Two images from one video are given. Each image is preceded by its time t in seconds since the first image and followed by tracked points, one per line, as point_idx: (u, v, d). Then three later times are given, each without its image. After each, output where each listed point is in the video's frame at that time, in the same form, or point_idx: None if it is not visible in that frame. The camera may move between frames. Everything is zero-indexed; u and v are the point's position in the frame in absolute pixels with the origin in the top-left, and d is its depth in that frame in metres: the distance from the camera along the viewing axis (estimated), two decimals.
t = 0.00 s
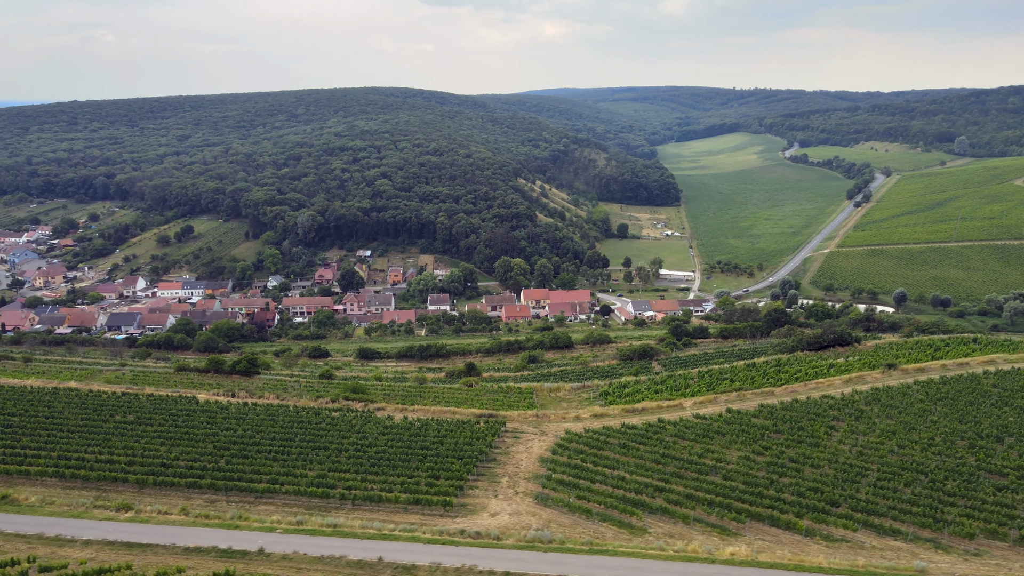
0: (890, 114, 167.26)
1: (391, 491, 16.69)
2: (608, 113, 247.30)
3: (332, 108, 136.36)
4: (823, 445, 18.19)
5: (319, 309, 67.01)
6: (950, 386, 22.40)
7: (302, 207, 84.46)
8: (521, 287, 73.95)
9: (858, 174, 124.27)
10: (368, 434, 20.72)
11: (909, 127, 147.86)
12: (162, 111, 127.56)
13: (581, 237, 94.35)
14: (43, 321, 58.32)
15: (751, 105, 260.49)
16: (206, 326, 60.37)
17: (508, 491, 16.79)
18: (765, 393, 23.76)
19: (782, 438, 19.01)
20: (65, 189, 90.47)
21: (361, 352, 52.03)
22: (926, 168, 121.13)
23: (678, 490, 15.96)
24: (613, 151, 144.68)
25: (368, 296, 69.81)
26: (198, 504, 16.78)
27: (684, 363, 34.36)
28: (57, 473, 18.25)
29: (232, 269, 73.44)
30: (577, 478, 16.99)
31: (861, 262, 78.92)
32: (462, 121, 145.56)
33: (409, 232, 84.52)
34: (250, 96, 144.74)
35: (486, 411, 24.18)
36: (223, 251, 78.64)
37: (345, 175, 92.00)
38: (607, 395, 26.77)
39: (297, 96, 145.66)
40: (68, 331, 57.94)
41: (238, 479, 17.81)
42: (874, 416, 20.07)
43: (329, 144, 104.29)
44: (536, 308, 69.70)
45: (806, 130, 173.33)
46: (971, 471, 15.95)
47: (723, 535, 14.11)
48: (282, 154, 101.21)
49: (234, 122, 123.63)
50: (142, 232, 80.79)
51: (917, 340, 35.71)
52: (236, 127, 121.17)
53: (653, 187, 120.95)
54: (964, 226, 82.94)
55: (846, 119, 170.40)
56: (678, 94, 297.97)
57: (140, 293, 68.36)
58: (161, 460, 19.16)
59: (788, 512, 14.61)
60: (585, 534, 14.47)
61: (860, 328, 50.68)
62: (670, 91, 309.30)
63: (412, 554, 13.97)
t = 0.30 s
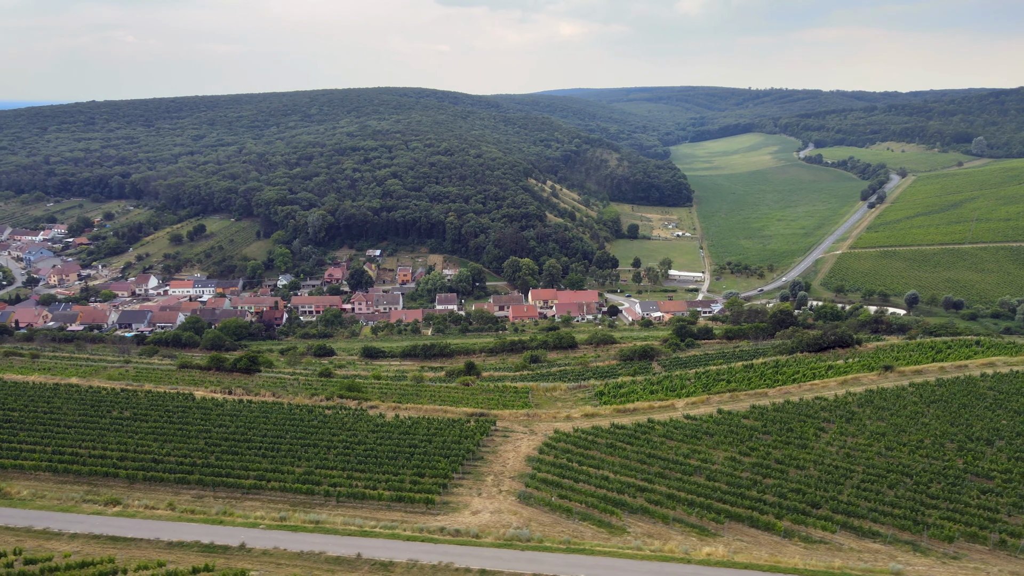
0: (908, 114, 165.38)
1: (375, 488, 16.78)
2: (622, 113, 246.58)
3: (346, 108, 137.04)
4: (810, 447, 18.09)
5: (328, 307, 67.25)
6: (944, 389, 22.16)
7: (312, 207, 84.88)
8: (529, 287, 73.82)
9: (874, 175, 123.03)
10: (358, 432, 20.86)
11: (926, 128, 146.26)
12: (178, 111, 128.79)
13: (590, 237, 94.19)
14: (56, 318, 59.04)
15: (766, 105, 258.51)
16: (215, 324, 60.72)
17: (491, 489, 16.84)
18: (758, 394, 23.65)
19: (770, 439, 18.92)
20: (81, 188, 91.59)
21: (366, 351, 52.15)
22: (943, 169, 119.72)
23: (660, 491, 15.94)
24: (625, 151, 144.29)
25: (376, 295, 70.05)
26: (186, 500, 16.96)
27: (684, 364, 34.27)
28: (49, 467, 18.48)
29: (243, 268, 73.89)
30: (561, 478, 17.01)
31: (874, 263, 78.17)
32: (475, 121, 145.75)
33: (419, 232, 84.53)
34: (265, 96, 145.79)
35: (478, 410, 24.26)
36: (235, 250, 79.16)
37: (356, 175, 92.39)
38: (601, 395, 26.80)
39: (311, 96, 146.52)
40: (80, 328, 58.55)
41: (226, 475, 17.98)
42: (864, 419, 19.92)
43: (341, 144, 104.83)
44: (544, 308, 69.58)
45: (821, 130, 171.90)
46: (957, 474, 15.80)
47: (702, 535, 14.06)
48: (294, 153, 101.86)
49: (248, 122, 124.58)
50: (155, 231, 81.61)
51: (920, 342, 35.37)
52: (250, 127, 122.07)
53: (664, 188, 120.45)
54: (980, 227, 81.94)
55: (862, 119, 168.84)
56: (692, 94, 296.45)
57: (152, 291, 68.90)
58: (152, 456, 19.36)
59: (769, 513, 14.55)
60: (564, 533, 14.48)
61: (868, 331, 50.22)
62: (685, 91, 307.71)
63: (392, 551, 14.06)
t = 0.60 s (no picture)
0: (925, 114, 163.52)
1: (360, 485, 16.90)
2: (636, 113, 245.84)
3: (359, 108, 137.64)
4: (798, 448, 18.01)
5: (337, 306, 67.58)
6: (940, 391, 21.94)
7: (323, 206, 85.32)
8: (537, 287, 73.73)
9: (890, 175, 121.77)
10: (348, 429, 20.99)
11: (943, 128, 144.60)
12: (194, 111, 129.99)
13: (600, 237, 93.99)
14: (69, 315, 59.79)
15: (783, 105, 256.61)
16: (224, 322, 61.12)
17: (475, 487, 16.89)
18: (753, 395, 23.52)
19: (759, 440, 18.84)
20: (97, 187, 92.67)
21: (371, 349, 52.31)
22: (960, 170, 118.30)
23: (642, 491, 15.93)
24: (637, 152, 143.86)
25: (384, 294, 70.32)
26: (174, 495, 17.16)
27: (686, 365, 34.16)
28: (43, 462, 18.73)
29: (254, 267, 74.36)
30: (545, 476, 17.04)
31: (887, 265, 77.40)
32: (488, 121, 145.90)
33: (429, 232, 84.69)
34: (280, 96, 146.79)
35: (472, 408, 24.32)
36: (246, 249, 79.73)
37: (367, 175, 92.77)
38: (597, 395, 26.77)
39: (326, 96, 147.38)
40: (92, 325, 59.23)
41: (215, 470, 18.15)
42: (856, 421, 19.78)
43: (353, 143, 105.36)
44: (552, 308, 69.46)
45: (836, 130, 170.41)
46: (943, 477, 15.68)
47: (681, 535, 14.05)
48: (307, 153, 102.45)
49: (263, 122, 125.43)
50: (168, 229, 82.42)
51: (925, 344, 35.00)
52: (265, 127, 122.92)
53: (677, 188, 119.93)
54: (996, 229, 80.92)
55: (879, 120, 167.24)
56: (708, 95, 294.86)
57: (164, 289, 69.52)
58: (144, 452, 19.59)
59: (749, 514, 14.51)
60: (543, 532, 14.51)
61: (878, 333, 49.72)
62: (701, 91, 306.10)
63: (370, 547, 14.15)
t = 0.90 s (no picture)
0: (944, 115, 161.54)
1: (345, 482, 17.02)
2: (651, 113, 244.86)
3: (373, 108, 138.18)
4: (785, 449, 17.90)
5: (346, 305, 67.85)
6: (936, 393, 21.70)
7: (335, 205, 85.72)
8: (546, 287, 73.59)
9: (906, 176, 120.42)
10: (340, 427, 21.12)
11: (962, 129, 142.83)
12: (210, 111, 131.13)
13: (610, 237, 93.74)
14: (83, 312, 60.49)
15: (800, 105, 254.45)
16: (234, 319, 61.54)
17: (460, 486, 16.95)
18: (747, 397, 23.38)
19: (747, 441, 18.74)
20: (113, 186, 93.75)
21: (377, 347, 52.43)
22: (978, 171, 116.76)
23: (624, 491, 15.91)
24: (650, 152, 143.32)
25: (393, 294, 70.51)
26: (162, 490, 17.35)
27: (686, 365, 34.03)
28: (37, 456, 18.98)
29: (265, 265, 74.82)
30: (529, 475, 17.07)
31: (900, 266, 76.57)
32: (501, 121, 145.98)
33: (439, 232, 84.81)
34: (296, 96, 147.71)
35: (466, 407, 24.37)
36: (258, 247, 80.25)
37: (378, 174, 93.15)
38: (592, 395, 26.73)
39: (341, 96, 148.10)
40: (104, 323, 59.90)
41: (205, 466, 18.33)
42: (847, 423, 19.62)
43: (366, 143, 105.83)
44: (561, 308, 69.33)
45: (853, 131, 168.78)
46: (928, 480, 15.53)
47: (660, 535, 14.02)
48: (320, 153, 103.02)
49: (278, 122, 126.28)
50: (182, 228, 83.19)
51: (929, 346, 34.63)
52: (279, 127, 123.74)
53: (689, 189, 119.32)
54: (1013, 231, 79.80)
55: (897, 120, 165.46)
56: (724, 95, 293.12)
57: (176, 287, 70.11)
58: (138, 447, 19.83)
59: (729, 515, 14.47)
60: (523, 530, 14.54)
61: (889, 335, 49.15)
62: (717, 91, 304.34)
63: (350, 544, 14.25)
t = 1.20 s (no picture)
0: (963, 115, 159.54)
1: (331, 479, 17.16)
2: (666, 113, 243.75)
3: (387, 108, 138.69)
4: (773, 450, 17.82)
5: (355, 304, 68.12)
6: (931, 395, 21.48)
7: (346, 205, 86.13)
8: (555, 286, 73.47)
9: (923, 177, 119.06)
10: (331, 424, 21.29)
11: (981, 129, 141.03)
12: (226, 111, 132.22)
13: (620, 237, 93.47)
14: (96, 309, 61.18)
15: (817, 105, 252.25)
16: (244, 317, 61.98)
17: (444, 483, 17.03)
18: (740, 398, 23.26)
19: (735, 442, 18.66)
20: (129, 186, 94.80)
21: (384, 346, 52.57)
22: (996, 172, 115.20)
23: (607, 490, 15.91)
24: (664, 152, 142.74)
25: (402, 293, 70.66)
26: (152, 485, 17.56)
27: (687, 366, 33.90)
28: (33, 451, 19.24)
29: (276, 264, 75.31)
30: (514, 474, 17.12)
31: (914, 268, 75.74)
32: (514, 121, 146.05)
33: (449, 231, 84.93)
34: (311, 96, 148.61)
35: (460, 406, 24.44)
36: (270, 246, 80.79)
37: (390, 174, 93.48)
38: (588, 395, 26.70)
39: (355, 96, 148.79)
40: (117, 320, 60.55)
41: (196, 462, 18.54)
42: (838, 425, 19.46)
43: (378, 143, 106.25)
44: (569, 308, 69.21)
45: (869, 131, 167.09)
46: (913, 482, 15.41)
47: (639, 535, 14.01)
48: (333, 153, 103.54)
49: (292, 122, 127.10)
50: (195, 227, 83.99)
51: (932, 349, 34.28)
52: (294, 127, 124.53)
53: (702, 189, 118.71)
54: None
55: (915, 120, 163.66)
56: (740, 95, 291.28)
57: (189, 285, 70.71)
58: (132, 442, 20.10)
59: (709, 515, 14.45)
60: (503, 528, 14.59)
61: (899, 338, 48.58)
62: (733, 91, 302.46)
63: (329, 540, 14.36)
